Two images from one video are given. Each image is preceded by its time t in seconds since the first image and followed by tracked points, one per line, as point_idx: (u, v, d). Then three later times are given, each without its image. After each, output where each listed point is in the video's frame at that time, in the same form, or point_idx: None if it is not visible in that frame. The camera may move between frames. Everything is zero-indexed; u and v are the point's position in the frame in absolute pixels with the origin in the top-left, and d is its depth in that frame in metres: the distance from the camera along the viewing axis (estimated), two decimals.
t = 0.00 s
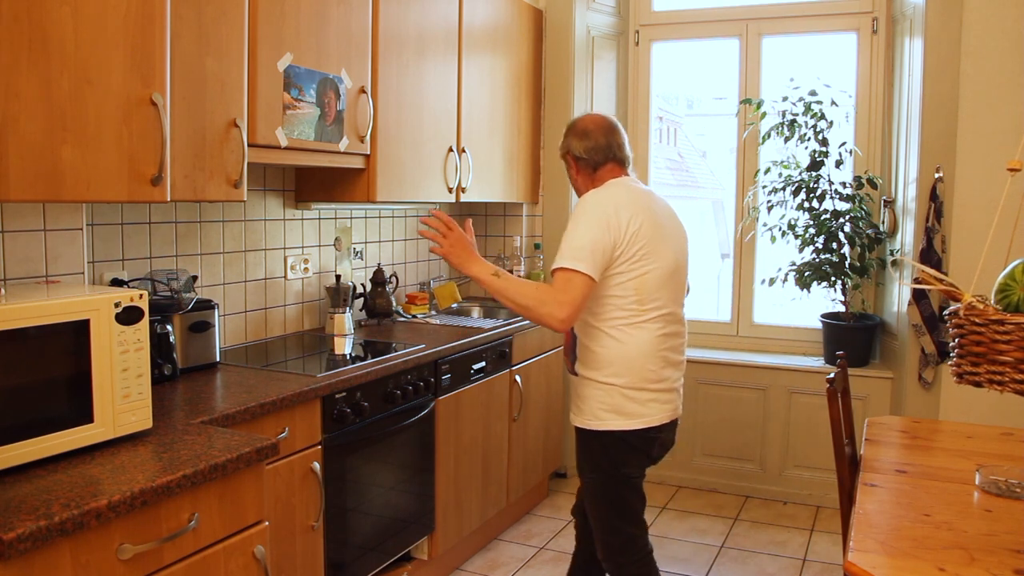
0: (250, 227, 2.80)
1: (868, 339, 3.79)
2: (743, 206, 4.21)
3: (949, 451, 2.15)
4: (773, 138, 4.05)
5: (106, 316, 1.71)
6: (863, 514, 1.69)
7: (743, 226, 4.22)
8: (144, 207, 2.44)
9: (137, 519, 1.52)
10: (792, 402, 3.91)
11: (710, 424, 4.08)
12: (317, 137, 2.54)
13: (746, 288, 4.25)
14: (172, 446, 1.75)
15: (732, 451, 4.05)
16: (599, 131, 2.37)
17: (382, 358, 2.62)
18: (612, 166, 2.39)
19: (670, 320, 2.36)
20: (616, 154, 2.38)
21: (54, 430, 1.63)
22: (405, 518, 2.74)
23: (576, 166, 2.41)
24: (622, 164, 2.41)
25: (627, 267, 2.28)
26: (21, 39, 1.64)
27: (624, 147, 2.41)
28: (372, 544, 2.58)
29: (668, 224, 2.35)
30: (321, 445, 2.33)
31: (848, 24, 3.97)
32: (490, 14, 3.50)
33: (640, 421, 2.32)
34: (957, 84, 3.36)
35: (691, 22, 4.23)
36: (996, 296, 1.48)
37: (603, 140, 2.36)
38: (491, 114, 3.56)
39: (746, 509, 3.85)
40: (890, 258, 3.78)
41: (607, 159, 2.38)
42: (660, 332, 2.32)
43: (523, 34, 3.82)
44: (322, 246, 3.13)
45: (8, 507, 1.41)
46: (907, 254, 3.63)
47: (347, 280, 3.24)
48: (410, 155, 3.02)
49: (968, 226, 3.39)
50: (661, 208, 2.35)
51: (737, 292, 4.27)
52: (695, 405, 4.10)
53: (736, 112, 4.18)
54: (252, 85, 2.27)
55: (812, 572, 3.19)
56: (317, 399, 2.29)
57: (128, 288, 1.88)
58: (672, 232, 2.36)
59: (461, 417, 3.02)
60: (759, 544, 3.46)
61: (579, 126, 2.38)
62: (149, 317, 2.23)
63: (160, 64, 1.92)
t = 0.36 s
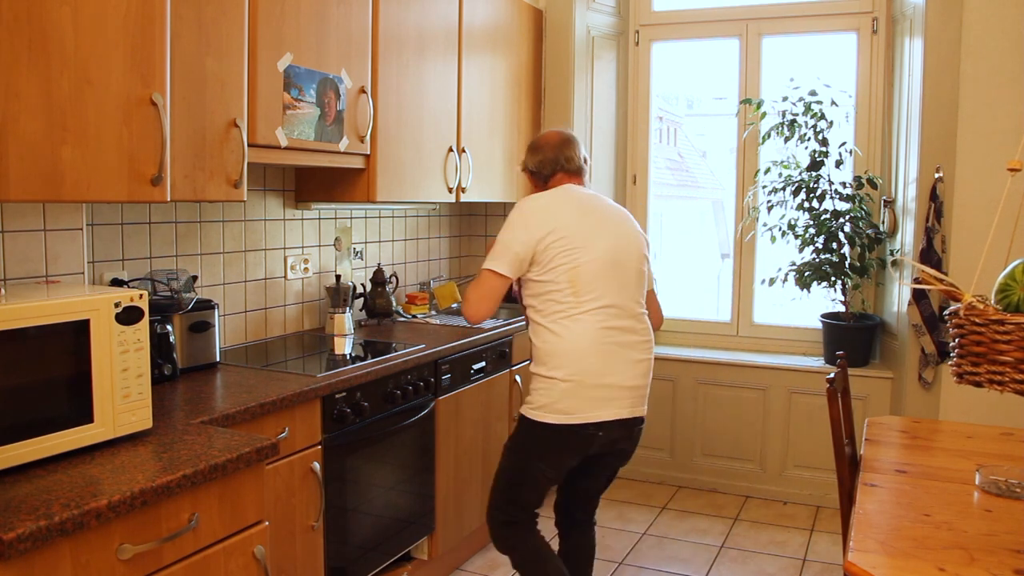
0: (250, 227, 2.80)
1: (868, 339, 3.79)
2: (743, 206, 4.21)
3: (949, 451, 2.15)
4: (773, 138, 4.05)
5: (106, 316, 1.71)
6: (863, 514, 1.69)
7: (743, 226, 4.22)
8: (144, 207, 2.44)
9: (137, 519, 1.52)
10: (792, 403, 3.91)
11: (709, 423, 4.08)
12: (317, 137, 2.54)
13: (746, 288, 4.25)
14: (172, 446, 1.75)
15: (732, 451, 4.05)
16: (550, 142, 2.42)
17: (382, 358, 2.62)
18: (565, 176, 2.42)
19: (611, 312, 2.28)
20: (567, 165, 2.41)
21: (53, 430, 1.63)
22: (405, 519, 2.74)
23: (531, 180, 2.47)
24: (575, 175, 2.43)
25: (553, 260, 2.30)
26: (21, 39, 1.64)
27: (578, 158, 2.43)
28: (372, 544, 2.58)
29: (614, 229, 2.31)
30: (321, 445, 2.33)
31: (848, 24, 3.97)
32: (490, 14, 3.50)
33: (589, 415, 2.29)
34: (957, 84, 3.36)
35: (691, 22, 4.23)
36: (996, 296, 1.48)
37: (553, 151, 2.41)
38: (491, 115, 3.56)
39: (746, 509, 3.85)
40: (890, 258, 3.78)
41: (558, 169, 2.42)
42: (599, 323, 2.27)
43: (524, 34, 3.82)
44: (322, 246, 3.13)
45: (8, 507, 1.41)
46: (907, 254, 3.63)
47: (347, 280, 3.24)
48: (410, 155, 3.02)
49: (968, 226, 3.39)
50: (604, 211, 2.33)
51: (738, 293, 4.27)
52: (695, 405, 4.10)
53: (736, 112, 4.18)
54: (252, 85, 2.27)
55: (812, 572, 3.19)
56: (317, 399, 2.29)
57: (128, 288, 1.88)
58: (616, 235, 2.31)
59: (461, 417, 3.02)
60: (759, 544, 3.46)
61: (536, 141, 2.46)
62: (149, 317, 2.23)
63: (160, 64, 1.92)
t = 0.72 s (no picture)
0: (250, 227, 2.80)
1: (868, 339, 3.79)
2: (743, 206, 4.21)
3: (949, 451, 2.15)
4: (773, 138, 4.05)
5: (106, 316, 1.71)
6: (863, 514, 1.69)
7: (743, 226, 4.22)
8: (144, 207, 2.44)
9: (137, 519, 1.52)
10: (792, 402, 3.91)
11: (709, 424, 4.08)
12: (317, 137, 2.54)
13: (746, 288, 4.25)
14: (173, 446, 1.75)
15: (732, 451, 4.05)
16: (568, 134, 2.27)
17: (382, 358, 2.62)
18: (571, 167, 2.28)
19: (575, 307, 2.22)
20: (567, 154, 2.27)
21: (53, 430, 1.63)
22: (405, 519, 2.74)
23: (535, 152, 2.31)
24: (584, 173, 2.29)
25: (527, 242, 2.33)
26: (20, 38, 1.64)
27: (594, 158, 2.29)
28: (372, 544, 2.58)
29: (618, 233, 2.19)
30: (321, 445, 2.32)
31: (848, 24, 3.97)
32: (490, 13, 3.50)
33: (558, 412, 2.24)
34: (957, 84, 3.36)
35: (690, 22, 4.23)
36: (995, 296, 1.47)
37: (571, 141, 2.27)
38: (491, 115, 3.56)
39: (745, 509, 3.85)
40: (890, 258, 3.78)
41: (569, 157, 2.27)
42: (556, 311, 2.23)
43: (524, 34, 3.82)
44: (322, 246, 3.13)
45: (8, 507, 1.41)
46: (907, 254, 3.63)
47: (347, 280, 3.24)
48: (410, 155, 3.02)
49: (967, 226, 3.39)
50: (613, 212, 2.22)
51: (737, 293, 4.27)
52: (695, 405, 4.10)
53: (736, 112, 4.18)
54: (252, 85, 2.27)
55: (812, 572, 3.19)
56: (317, 399, 2.29)
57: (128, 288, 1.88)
58: (614, 240, 2.18)
59: (461, 417, 3.02)
60: (759, 544, 3.46)
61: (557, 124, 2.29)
62: (149, 317, 2.23)
63: (160, 64, 1.92)
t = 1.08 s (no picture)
0: (250, 227, 2.80)
1: (868, 339, 3.79)
2: (743, 206, 4.21)
3: (949, 451, 2.15)
4: (773, 138, 4.05)
5: (106, 316, 1.71)
6: (863, 514, 1.69)
7: (743, 226, 4.22)
8: (144, 207, 2.44)
9: (137, 518, 1.52)
10: (792, 402, 3.91)
11: (710, 424, 4.08)
12: (317, 137, 2.54)
13: (746, 288, 4.25)
14: (173, 446, 1.75)
15: (732, 451, 4.05)
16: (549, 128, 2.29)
17: (382, 358, 2.62)
18: (552, 159, 2.29)
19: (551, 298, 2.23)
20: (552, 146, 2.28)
21: (54, 430, 1.63)
22: (405, 519, 2.74)
23: (515, 140, 2.27)
24: (561, 168, 2.31)
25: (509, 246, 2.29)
26: (20, 39, 1.64)
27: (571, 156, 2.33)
28: (372, 544, 2.58)
29: (587, 220, 2.14)
30: (321, 445, 2.32)
31: (848, 24, 3.97)
32: (490, 13, 3.50)
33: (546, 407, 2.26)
34: (957, 84, 3.36)
35: (691, 22, 4.23)
36: (995, 296, 1.47)
37: (554, 136, 2.29)
38: (491, 115, 3.56)
39: (745, 509, 3.85)
40: (890, 258, 3.78)
41: (552, 149, 2.28)
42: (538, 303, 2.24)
43: (524, 34, 3.82)
44: (322, 246, 3.13)
45: (8, 507, 1.41)
46: (907, 254, 3.63)
47: (347, 280, 3.24)
48: (410, 155, 3.02)
49: (968, 225, 3.39)
50: (581, 201, 2.18)
51: (738, 293, 4.27)
52: (695, 405, 4.10)
53: (736, 112, 4.18)
54: (252, 86, 2.27)
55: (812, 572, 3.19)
56: (317, 399, 2.29)
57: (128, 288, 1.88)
58: (583, 226, 2.13)
59: (461, 417, 3.02)
60: (759, 544, 3.46)
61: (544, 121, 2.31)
62: (149, 317, 2.23)
63: (160, 64, 1.92)
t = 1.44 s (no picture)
0: (250, 227, 2.80)
1: (868, 339, 3.79)
2: (743, 206, 4.21)
3: (949, 451, 2.15)
4: (773, 138, 4.04)
5: (106, 316, 1.71)
6: (863, 514, 1.69)
7: (743, 226, 4.21)
8: (144, 206, 2.44)
9: (137, 518, 1.52)
10: (792, 402, 3.91)
11: (710, 424, 4.08)
12: (317, 137, 2.54)
13: (746, 288, 4.25)
14: (173, 446, 1.75)
15: (732, 451, 4.05)
16: (544, 124, 2.26)
17: (382, 358, 2.62)
18: (542, 156, 2.26)
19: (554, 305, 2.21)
20: (540, 142, 2.25)
21: (54, 430, 1.63)
22: (405, 519, 2.74)
23: (507, 139, 2.28)
24: (554, 165, 2.27)
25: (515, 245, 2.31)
26: (20, 38, 1.64)
27: (566, 153, 2.28)
28: (372, 544, 2.58)
29: (578, 223, 2.13)
30: (321, 445, 2.32)
31: (848, 24, 3.97)
32: (490, 13, 3.49)
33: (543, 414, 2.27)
34: (957, 84, 3.36)
35: (690, 22, 4.23)
36: (995, 296, 1.47)
37: (547, 132, 2.25)
38: (491, 115, 3.56)
39: (745, 509, 3.85)
40: (890, 258, 3.78)
41: (541, 146, 2.25)
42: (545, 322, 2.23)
43: (523, 34, 3.82)
44: (322, 246, 3.13)
45: (8, 507, 1.41)
46: (907, 254, 3.63)
47: (347, 280, 3.24)
48: (410, 155, 3.02)
49: (967, 225, 3.39)
50: (576, 204, 2.17)
51: (737, 293, 4.27)
52: (695, 405, 4.10)
53: (736, 112, 4.18)
54: (252, 86, 2.27)
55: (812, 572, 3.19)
56: (317, 399, 2.29)
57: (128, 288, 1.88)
58: (572, 229, 2.12)
59: (461, 417, 3.02)
60: (759, 544, 3.46)
61: (541, 116, 2.27)
62: (149, 317, 2.23)
63: (160, 64, 1.92)
